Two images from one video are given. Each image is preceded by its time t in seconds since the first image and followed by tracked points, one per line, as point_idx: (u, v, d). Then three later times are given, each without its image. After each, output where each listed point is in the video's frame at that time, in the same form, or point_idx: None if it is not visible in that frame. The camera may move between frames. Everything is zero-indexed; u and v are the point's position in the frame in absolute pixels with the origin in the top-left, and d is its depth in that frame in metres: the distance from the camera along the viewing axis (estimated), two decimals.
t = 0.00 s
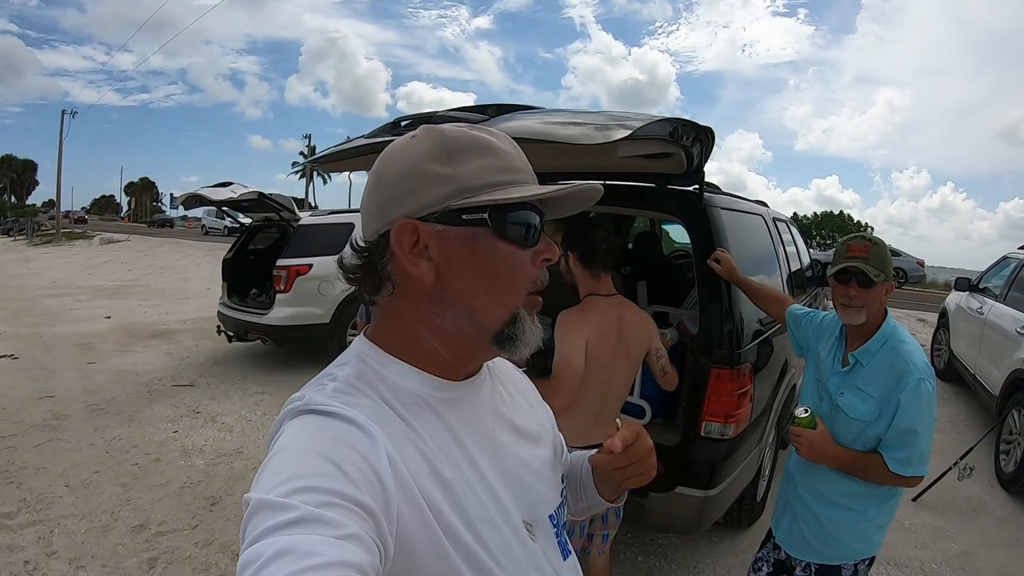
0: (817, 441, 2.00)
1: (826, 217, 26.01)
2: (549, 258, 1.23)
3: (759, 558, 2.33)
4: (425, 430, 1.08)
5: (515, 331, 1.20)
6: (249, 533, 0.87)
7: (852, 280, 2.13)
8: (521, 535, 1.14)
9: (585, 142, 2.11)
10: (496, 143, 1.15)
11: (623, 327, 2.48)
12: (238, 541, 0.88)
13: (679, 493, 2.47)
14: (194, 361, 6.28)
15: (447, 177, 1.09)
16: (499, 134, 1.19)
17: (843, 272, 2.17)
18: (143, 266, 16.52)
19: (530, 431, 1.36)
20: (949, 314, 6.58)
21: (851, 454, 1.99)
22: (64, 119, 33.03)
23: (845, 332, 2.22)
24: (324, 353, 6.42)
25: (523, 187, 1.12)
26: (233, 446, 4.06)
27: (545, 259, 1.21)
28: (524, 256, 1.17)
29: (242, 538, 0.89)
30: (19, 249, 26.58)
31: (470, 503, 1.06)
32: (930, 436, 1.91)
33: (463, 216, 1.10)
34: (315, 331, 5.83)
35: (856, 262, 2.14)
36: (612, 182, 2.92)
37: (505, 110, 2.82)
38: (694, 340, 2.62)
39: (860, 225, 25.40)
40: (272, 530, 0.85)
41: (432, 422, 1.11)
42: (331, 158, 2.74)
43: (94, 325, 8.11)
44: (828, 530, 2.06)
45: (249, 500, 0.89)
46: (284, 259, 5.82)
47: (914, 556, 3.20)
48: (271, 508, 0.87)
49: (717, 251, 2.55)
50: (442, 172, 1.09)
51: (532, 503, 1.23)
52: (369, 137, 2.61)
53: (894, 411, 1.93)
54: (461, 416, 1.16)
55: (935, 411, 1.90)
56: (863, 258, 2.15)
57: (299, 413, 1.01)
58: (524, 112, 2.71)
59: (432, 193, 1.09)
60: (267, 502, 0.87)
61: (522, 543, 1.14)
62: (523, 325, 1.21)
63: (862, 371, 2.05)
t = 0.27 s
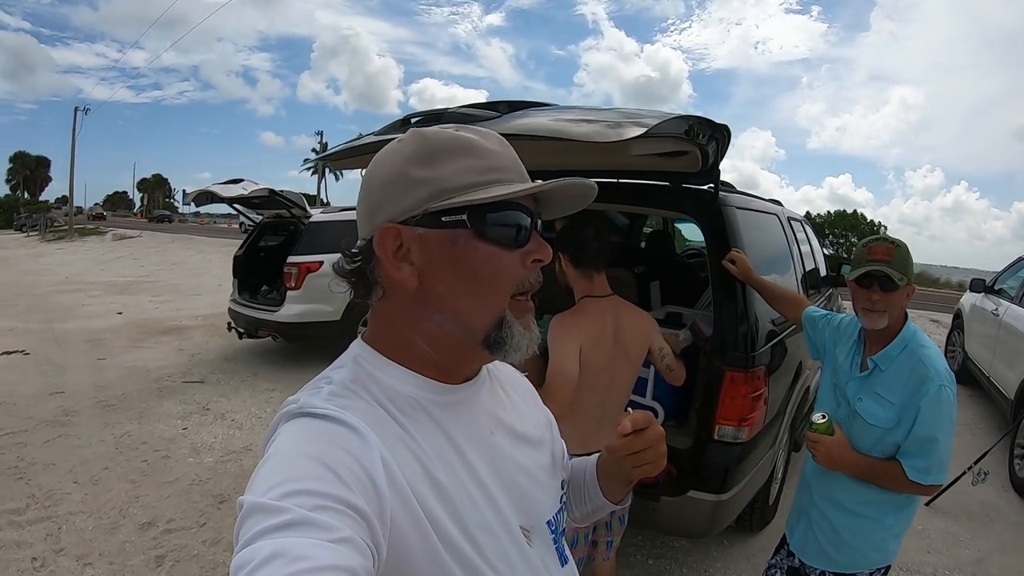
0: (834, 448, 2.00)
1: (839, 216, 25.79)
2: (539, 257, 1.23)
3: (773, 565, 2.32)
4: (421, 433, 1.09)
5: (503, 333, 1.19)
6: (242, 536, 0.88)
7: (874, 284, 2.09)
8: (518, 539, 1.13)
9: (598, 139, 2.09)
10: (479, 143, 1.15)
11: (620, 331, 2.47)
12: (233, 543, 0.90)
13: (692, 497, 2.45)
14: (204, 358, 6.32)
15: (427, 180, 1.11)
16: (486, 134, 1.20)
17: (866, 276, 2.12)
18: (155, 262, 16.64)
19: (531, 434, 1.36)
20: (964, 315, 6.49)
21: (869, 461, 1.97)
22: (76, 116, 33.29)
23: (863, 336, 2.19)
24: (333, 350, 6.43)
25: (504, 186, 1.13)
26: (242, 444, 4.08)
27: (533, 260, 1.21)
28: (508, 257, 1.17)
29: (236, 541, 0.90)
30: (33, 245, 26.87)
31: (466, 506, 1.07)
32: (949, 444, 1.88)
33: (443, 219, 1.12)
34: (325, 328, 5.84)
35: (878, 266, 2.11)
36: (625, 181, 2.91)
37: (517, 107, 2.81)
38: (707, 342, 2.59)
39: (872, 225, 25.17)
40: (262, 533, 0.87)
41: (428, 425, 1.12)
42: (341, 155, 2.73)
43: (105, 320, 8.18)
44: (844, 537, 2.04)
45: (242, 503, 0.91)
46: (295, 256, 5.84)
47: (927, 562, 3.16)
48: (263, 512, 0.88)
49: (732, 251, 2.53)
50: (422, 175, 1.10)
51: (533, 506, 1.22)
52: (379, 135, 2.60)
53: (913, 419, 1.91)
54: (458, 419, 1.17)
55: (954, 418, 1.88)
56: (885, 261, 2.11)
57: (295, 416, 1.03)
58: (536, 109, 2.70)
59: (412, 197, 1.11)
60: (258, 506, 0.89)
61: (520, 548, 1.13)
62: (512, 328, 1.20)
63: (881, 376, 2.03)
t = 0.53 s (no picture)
0: (854, 451, 1.98)
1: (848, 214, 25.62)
2: (505, 254, 1.22)
3: (789, 569, 2.30)
4: (437, 430, 1.13)
5: (466, 330, 1.18)
6: (260, 525, 0.93)
7: (893, 285, 2.07)
8: (531, 537, 1.16)
9: (613, 137, 2.08)
10: (442, 140, 1.21)
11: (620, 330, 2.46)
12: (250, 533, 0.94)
13: (707, 500, 2.43)
14: (214, 358, 6.34)
15: (395, 185, 1.22)
16: (459, 128, 1.25)
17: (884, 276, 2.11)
18: (164, 262, 16.74)
19: (546, 435, 1.38)
20: (977, 314, 6.43)
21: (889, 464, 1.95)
22: (85, 116, 33.51)
23: (882, 337, 2.17)
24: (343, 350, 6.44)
25: (447, 178, 1.16)
26: (252, 445, 4.08)
27: (498, 256, 1.21)
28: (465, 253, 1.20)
29: (254, 530, 0.94)
30: (44, 245, 27.09)
31: (479, 501, 1.10)
32: (970, 448, 1.86)
33: (406, 220, 1.22)
34: (335, 328, 5.84)
35: (898, 266, 2.08)
36: (638, 179, 2.89)
37: (529, 105, 2.80)
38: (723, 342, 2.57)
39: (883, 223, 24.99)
40: (280, 523, 0.91)
41: (442, 423, 1.16)
42: (352, 154, 2.73)
43: (116, 321, 8.23)
44: (863, 542, 2.03)
45: (261, 494, 0.95)
46: (305, 256, 5.85)
47: (942, 564, 3.13)
48: (281, 502, 0.93)
49: (748, 251, 2.51)
50: (393, 181, 1.23)
51: (546, 509, 1.24)
52: (391, 134, 2.60)
53: (934, 421, 1.89)
54: (471, 418, 1.21)
55: (975, 421, 1.85)
56: (905, 262, 2.08)
57: (312, 410, 1.07)
58: (548, 107, 2.69)
59: (387, 203, 1.24)
60: (276, 497, 0.93)
61: (533, 546, 1.16)
62: (476, 328, 1.18)
63: (901, 378, 2.01)
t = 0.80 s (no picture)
0: (871, 453, 1.94)
1: (856, 212, 25.48)
2: (486, 252, 1.19)
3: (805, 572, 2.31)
4: (449, 424, 1.13)
5: (451, 333, 1.17)
6: (268, 514, 0.95)
7: (910, 284, 2.04)
8: (542, 535, 1.15)
9: (622, 135, 2.06)
10: (429, 138, 1.20)
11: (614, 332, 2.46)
12: (260, 521, 0.96)
13: (719, 501, 2.41)
14: (221, 358, 6.35)
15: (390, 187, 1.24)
16: (448, 125, 1.23)
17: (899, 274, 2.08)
18: (171, 263, 16.78)
19: (560, 432, 1.37)
20: (987, 312, 6.38)
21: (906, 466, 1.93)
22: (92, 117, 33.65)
23: (899, 337, 2.15)
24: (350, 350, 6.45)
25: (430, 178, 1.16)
26: (259, 446, 4.09)
27: (479, 254, 1.19)
28: (449, 252, 1.18)
29: (264, 518, 0.96)
30: (52, 246, 27.24)
31: (490, 496, 1.10)
32: (988, 449, 1.85)
33: (399, 221, 1.23)
34: (343, 328, 5.84)
35: (915, 264, 2.05)
36: (648, 177, 2.87)
37: (538, 102, 2.78)
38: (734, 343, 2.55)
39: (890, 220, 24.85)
40: (288, 513, 0.92)
41: (453, 416, 1.16)
42: (359, 153, 2.72)
43: (122, 321, 8.26)
44: (880, 546, 2.03)
45: (271, 483, 0.96)
46: (312, 256, 5.85)
47: (954, 565, 3.10)
48: (290, 491, 0.94)
49: (761, 249, 2.50)
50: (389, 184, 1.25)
51: (558, 508, 1.22)
52: (398, 132, 2.59)
53: (953, 423, 1.87)
54: (484, 412, 1.20)
55: (994, 422, 1.84)
56: (922, 260, 2.05)
57: (326, 400, 1.08)
58: (556, 104, 2.67)
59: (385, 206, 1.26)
60: (285, 486, 0.94)
61: (543, 544, 1.15)
62: (459, 328, 1.17)
63: (918, 379, 1.99)
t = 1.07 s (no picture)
0: (883, 453, 1.94)
1: (860, 211, 25.40)
2: (492, 254, 1.18)
3: None
4: (450, 423, 1.13)
5: (456, 335, 1.16)
6: (269, 512, 0.94)
7: (920, 283, 2.03)
8: (544, 535, 1.15)
9: (627, 133, 2.06)
10: (434, 141, 1.20)
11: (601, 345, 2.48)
12: (261, 517, 0.95)
13: (728, 505, 2.39)
14: (226, 363, 6.36)
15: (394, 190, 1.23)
16: (452, 127, 1.23)
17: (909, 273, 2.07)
18: (175, 268, 16.82)
19: (565, 431, 1.36)
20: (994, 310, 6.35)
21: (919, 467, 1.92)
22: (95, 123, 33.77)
23: (910, 336, 2.13)
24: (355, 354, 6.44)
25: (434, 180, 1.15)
26: (264, 451, 4.08)
27: (485, 256, 1.18)
28: (454, 254, 1.17)
29: (265, 514, 0.95)
30: (57, 252, 27.35)
31: (492, 495, 1.09)
32: (1003, 450, 1.83)
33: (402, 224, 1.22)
34: (346, 332, 5.82)
35: (925, 263, 2.04)
36: (652, 178, 2.86)
37: (541, 101, 2.78)
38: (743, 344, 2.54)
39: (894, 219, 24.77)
40: (290, 509, 0.91)
41: (456, 414, 1.15)
42: (362, 154, 2.72)
43: (127, 327, 8.28)
44: (892, 549, 2.02)
45: (273, 480, 0.96)
46: (315, 260, 5.86)
47: (965, 565, 3.08)
48: (293, 488, 0.93)
49: (768, 248, 2.49)
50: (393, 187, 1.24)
51: (560, 508, 1.21)
52: (400, 134, 2.59)
53: (965, 424, 1.85)
54: (487, 411, 1.20)
55: (1007, 422, 1.82)
56: (933, 259, 2.04)
57: (328, 398, 1.08)
58: (559, 102, 2.66)
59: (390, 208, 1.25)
60: (287, 483, 0.94)
61: (545, 543, 1.14)
62: (465, 331, 1.15)
63: (930, 378, 1.97)
